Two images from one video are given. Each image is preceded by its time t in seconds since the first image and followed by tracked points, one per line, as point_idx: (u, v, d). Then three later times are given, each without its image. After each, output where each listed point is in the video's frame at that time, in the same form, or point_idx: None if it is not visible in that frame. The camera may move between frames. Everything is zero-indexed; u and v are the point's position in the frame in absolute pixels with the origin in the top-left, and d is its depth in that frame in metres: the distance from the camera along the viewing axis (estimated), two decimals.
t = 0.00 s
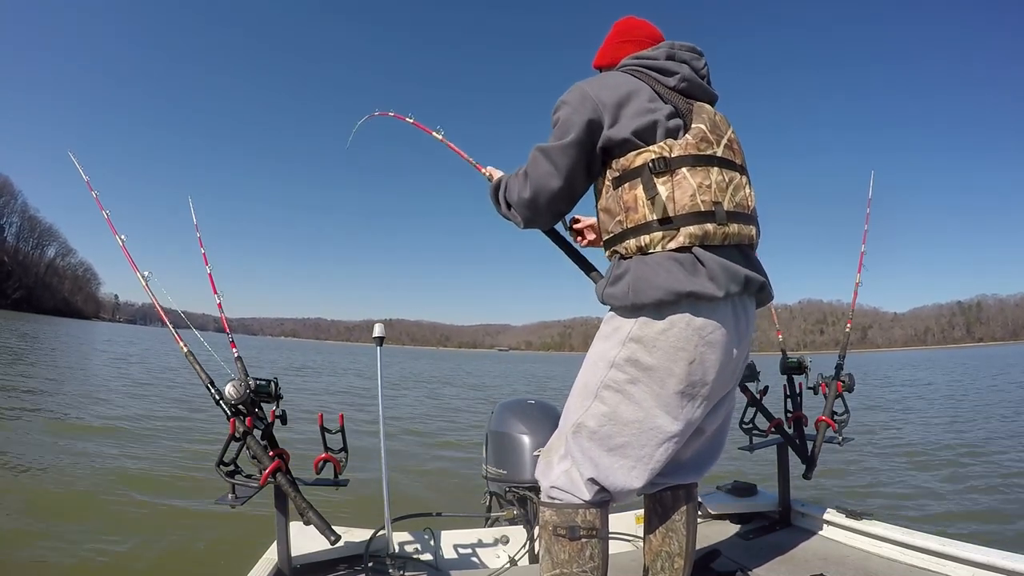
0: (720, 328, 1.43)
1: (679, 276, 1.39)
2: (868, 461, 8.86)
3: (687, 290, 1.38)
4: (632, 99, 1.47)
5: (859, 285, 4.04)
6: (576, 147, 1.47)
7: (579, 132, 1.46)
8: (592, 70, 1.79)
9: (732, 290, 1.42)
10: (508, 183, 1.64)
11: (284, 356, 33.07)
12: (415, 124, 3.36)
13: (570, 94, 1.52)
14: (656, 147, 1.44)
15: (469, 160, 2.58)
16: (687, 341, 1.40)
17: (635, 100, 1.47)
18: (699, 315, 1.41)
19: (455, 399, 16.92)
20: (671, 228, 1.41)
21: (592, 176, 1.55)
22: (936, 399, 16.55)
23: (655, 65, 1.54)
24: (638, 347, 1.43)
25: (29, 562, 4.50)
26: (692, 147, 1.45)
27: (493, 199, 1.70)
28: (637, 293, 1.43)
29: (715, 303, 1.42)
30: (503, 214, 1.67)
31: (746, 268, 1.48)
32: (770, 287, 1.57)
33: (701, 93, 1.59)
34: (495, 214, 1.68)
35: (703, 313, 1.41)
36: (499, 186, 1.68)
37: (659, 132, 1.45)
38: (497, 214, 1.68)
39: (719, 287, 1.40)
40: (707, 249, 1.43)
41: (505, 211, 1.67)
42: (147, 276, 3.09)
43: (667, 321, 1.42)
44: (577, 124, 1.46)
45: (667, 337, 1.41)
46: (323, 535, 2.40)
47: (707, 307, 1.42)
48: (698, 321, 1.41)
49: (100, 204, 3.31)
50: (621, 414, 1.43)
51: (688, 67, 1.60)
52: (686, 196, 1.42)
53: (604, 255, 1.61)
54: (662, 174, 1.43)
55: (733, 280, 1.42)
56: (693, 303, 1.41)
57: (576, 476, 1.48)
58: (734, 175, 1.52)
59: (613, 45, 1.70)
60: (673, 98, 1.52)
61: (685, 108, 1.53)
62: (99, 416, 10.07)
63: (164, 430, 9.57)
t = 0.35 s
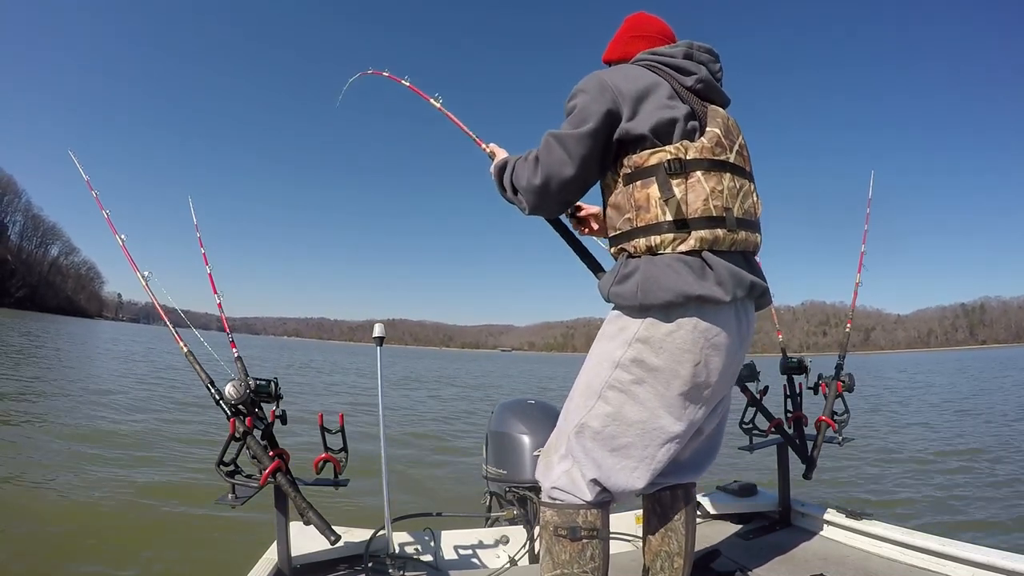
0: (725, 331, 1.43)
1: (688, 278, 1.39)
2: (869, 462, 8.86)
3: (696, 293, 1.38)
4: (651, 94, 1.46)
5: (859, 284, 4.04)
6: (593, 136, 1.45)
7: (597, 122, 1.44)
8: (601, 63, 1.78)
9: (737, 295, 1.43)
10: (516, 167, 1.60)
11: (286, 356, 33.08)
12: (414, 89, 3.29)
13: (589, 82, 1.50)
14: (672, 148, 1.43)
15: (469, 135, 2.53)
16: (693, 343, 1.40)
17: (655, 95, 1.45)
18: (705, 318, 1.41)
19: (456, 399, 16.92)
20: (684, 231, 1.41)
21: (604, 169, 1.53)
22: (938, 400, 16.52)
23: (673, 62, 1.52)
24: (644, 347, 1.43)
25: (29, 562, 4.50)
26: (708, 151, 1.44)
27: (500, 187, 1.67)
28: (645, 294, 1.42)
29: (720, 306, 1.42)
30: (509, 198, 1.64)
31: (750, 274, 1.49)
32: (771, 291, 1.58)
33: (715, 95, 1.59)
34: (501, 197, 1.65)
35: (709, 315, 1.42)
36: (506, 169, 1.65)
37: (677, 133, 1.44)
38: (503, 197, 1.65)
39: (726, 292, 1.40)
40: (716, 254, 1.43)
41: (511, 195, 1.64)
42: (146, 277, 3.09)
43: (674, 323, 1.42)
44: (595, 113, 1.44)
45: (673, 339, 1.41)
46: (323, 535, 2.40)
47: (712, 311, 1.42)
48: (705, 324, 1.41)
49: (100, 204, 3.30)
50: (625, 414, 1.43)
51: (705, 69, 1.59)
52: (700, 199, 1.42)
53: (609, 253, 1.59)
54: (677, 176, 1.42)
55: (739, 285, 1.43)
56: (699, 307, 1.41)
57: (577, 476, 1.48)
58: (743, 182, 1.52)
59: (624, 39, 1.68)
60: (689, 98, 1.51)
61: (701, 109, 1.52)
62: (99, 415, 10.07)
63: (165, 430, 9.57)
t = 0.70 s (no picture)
0: (725, 333, 1.44)
1: (690, 279, 1.39)
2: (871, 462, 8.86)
3: (698, 294, 1.38)
4: (665, 91, 1.46)
5: (858, 285, 4.05)
6: (603, 130, 1.44)
7: (608, 116, 1.44)
8: (609, 59, 1.77)
9: (738, 297, 1.43)
10: (523, 155, 1.59)
11: (288, 356, 33.10)
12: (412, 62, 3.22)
13: (602, 75, 1.49)
14: (680, 148, 1.43)
15: (471, 116, 2.49)
16: (693, 343, 1.41)
17: (668, 92, 1.45)
18: (705, 319, 1.42)
19: (458, 399, 16.92)
20: (689, 232, 1.41)
21: (610, 165, 1.53)
22: (940, 400, 16.50)
23: (685, 62, 1.52)
24: (645, 347, 1.43)
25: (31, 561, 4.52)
26: (716, 153, 1.45)
27: (505, 176, 1.67)
28: (648, 293, 1.41)
29: (720, 308, 1.43)
30: (513, 186, 1.64)
31: (750, 277, 1.49)
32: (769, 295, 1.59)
33: (725, 98, 1.58)
34: (506, 184, 1.65)
35: (708, 316, 1.42)
36: (512, 156, 1.64)
37: (686, 133, 1.44)
38: (507, 185, 1.65)
39: (726, 294, 1.40)
40: (718, 256, 1.44)
41: (515, 183, 1.63)
42: (147, 276, 3.08)
43: (675, 323, 1.42)
44: (608, 107, 1.44)
45: (673, 339, 1.41)
46: (323, 535, 2.40)
47: (712, 312, 1.42)
48: (705, 326, 1.41)
49: (100, 204, 3.30)
50: (625, 413, 1.43)
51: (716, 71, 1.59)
52: (705, 201, 1.42)
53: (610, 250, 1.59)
54: (685, 177, 1.42)
55: (739, 288, 1.43)
56: (700, 307, 1.41)
57: (576, 475, 1.48)
58: (748, 188, 1.53)
59: (634, 35, 1.68)
60: (700, 100, 1.50)
61: (711, 111, 1.52)
62: (100, 414, 10.08)
63: (166, 429, 9.58)
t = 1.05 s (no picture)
0: (718, 332, 1.43)
1: (681, 277, 1.39)
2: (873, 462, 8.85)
3: (689, 293, 1.38)
4: (657, 89, 1.45)
5: (858, 285, 4.04)
6: (594, 129, 1.44)
7: (599, 115, 1.43)
8: (608, 56, 1.77)
9: (731, 295, 1.43)
10: (518, 156, 1.60)
11: (289, 356, 33.10)
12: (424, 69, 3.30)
13: (594, 75, 1.49)
14: (672, 145, 1.42)
15: (476, 117, 2.47)
16: (686, 342, 1.40)
17: (660, 90, 1.45)
18: (698, 318, 1.41)
19: (459, 399, 16.92)
20: (679, 229, 1.41)
21: (604, 164, 1.52)
22: (943, 399, 16.46)
23: (681, 60, 1.52)
24: (637, 346, 1.43)
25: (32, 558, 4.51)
26: (708, 150, 1.44)
27: (503, 175, 1.68)
28: (639, 291, 1.41)
29: (713, 307, 1.42)
30: (510, 185, 1.64)
31: (744, 275, 1.49)
32: (765, 294, 1.58)
33: (721, 96, 1.58)
34: (502, 184, 1.66)
35: (701, 315, 1.42)
36: (509, 157, 1.65)
37: (678, 130, 1.43)
38: (504, 184, 1.66)
39: (719, 292, 1.40)
40: (710, 254, 1.43)
41: (512, 183, 1.64)
42: (147, 277, 3.08)
43: (666, 322, 1.42)
44: (598, 106, 1.44)
45: (666, 338, 1.41)
46: (323, 535, 2.40)
47: (705, 311, 1.42)
48: (697, 324, 1.41)
49: (101, 205, 3.30)
50: (618, 413, 1.43)
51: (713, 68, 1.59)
52: (697, 199, 1.42)
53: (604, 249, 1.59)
54: (676, 174, 1.42)
55: (732, 286, 1.43)
56: (692, 306, 1.41)
57: (571, 475, 1.48)
58: (742, 185, 1.52)
59: (634, 33, 1.68)
60: (695, 97, 1.50)
61: (706, 109, 1.52)
62: (101, 416, 10.08)
63: (167, 430, 9.58)
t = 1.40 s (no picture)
0: (715, 334, 1.43)
1: (679, 279, 1.39)
2: (873, 461, 8.85)
3: (686, 295, 1.38)
4: (660, 89, 1.45)
5: (858, 285, 4.04)
6: (596, 128, 1.44)
7: (602, 114, 1.43)
8: (612, 51, 1.77)
9: (728, 298, 1.43)
10: (520, 151, 1.60)
11: (292, 356, 33.08)
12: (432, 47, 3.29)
13: (598, 72, 1.49)
14: (673, 147, 1.42)
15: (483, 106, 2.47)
16: (682, 344, 1.40)
17: (663, 90, 1.45)
18: (695, 320, 1.42)
19: (461, 398, 16.93)
20: (678, 232, 1.41)
21: (605, 163, 1.52)
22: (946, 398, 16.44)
23: (684, 60, 1.53)
24: (634, 347, 1.43)
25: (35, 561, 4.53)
26: (709, 153, 1.44)
27: (505, 169, 1.67)
28: (636, 293, 1.41)
29: (710, 309, 1.42)
30: (511, 180, 1.64)
31: (742, 278, 1.49)
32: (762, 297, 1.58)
33: (725, 96, 1.58)
34: (504, 178, 1.66)
35: (698, 317, 1.42)
36: (511, 151, 1.65)
37: (680, 131, 1.43)
38: (506, 179, 1.65)
39: (716, 295, 1.40)
40: (708, 257, 1.44)
41: (513, 178, 1.64)
42: (147, 276, 3.08)
43: (664, 323, 1.42)
44: (602, 104, 1.44)
45: (662, 339, 1.41)
46: (323, 535, 2.40)
47: (702, 313, 1.42)
48: (694, 327, 1.41)
49: (101, 205, 3.30)
50: (615, 413, 1.43)
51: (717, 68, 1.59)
52: (697, 201, 1.42)
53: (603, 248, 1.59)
54: (676, 176, 1.42)
55: (730, 289, 1.43)
56: (690, 308, 1.41)
57: (569, 474, 1.48)
58: (743, 188, 1.52)
59: (639, 29, 1.67)
60: (698, 98, 1.50)
61: (708, 109, 1.52)
62: (101, 416, 10.07)
63: (167, 430, 9.57)
